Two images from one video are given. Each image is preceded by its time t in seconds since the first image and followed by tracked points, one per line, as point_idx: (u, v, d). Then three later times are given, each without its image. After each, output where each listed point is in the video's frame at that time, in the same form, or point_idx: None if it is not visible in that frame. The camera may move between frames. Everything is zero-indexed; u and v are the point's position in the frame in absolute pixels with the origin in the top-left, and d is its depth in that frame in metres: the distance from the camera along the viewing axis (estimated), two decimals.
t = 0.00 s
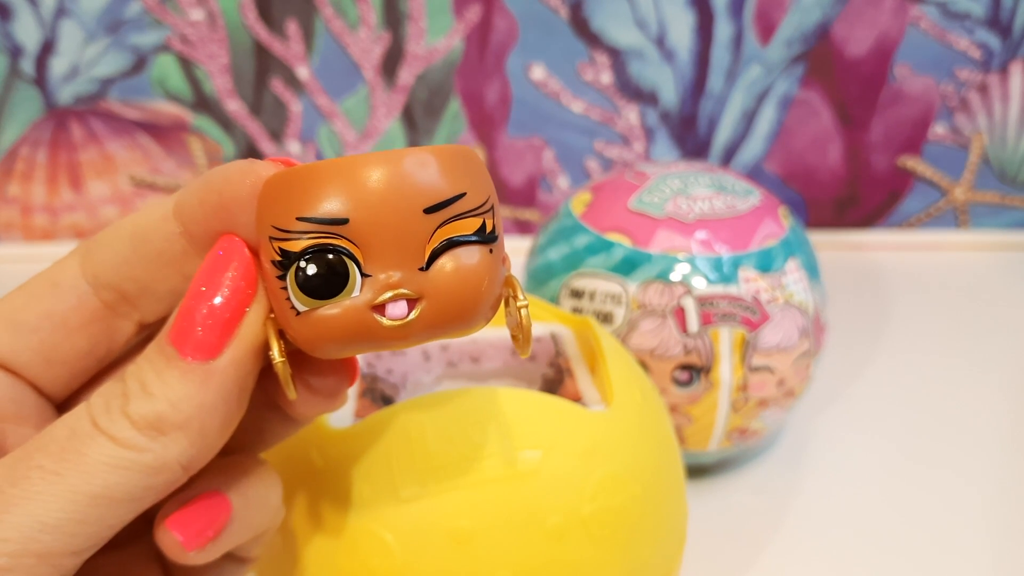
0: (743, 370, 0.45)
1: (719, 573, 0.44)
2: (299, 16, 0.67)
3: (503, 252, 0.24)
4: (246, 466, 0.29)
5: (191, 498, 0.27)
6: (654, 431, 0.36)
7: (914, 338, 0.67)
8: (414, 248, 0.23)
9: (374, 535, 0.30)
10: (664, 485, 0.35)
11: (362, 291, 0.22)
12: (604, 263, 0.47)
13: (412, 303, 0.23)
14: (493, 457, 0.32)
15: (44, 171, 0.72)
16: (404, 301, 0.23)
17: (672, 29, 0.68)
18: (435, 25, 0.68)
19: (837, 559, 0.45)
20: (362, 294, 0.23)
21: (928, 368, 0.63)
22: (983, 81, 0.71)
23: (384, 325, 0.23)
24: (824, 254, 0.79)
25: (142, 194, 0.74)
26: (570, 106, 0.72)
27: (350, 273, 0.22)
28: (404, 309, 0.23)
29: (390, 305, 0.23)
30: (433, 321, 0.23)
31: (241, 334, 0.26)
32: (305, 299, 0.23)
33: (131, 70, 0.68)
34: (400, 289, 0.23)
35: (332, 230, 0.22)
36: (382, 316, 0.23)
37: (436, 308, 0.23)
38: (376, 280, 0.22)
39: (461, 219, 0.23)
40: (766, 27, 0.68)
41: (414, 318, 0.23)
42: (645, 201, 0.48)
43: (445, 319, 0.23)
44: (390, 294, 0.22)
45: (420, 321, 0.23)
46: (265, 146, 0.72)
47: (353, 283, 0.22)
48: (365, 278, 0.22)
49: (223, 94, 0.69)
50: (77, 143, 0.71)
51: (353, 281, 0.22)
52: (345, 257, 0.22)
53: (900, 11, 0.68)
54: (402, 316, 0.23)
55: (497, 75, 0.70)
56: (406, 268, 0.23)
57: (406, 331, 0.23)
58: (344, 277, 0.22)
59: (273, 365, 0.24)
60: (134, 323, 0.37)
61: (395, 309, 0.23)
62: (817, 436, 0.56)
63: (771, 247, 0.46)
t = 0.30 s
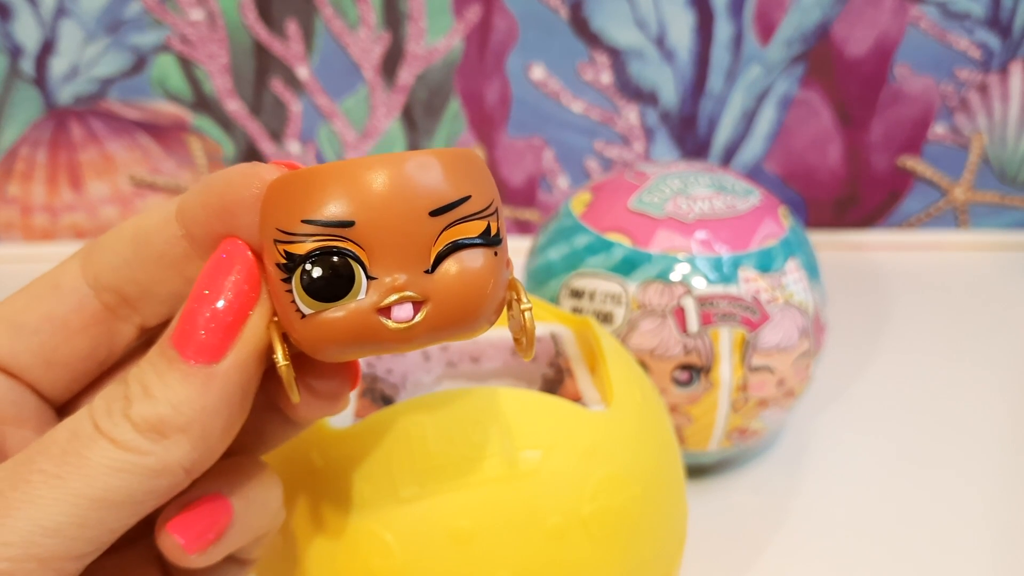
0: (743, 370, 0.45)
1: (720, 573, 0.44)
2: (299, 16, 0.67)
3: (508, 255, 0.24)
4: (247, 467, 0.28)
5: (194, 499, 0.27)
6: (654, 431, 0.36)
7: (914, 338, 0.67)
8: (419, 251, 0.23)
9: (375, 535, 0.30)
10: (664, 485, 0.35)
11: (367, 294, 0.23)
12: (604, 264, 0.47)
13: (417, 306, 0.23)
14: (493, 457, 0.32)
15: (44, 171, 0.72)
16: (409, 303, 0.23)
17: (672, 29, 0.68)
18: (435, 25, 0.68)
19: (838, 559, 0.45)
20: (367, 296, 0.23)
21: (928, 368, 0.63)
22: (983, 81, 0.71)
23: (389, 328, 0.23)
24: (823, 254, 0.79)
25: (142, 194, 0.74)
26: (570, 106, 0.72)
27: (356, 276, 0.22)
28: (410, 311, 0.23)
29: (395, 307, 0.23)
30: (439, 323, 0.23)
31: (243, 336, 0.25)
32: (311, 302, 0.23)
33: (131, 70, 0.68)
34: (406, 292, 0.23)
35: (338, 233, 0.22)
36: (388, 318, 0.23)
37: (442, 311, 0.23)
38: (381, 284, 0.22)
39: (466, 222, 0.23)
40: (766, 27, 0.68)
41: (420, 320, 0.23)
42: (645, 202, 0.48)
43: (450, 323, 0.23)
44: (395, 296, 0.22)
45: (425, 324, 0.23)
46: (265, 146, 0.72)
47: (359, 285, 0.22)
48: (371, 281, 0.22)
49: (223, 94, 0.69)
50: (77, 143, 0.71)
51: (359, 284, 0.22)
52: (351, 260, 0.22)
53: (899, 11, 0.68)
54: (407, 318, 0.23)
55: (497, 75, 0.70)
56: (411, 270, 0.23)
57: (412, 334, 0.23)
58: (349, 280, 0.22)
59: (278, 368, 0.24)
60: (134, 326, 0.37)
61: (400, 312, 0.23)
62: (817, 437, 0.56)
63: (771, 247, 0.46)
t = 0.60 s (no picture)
0: (743, 370, 0.45)
1: (719, 573, 0.44)
2: (298, 16, 0.67)
3: (519, 261, 0.24)
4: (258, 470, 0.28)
5: (202, 497, 0.27)
6: (654, 431, 0.36)
7: (913, 338, 0.67)
8: (431, 256, 0.23)
9: (375, 535, 0.30)
10: (664, 485, 0.35)
11: (379, 299, 0.22)
12: (604, 264, 0.47)
13: (429, 311, 0.23)
14: (493, 457, 0.32)
15: (44, 171, 0.72)
16: (421, 309, 0.23)
17: (672, 29, 0.68)
18: (435, 25, 0.68)
19: (838, 559, 0.45)
20: (379, 301, 0.22)
21: (928, 368, 0.63)
22: (983, 81, 0.71)
23: (400, 333, 0.23)
24: (823, 254, 0.79)
25: (141, 194, 0.74)
26: (570, 106, 0.72)
27: (368, 281, 0.22)
28: (422, 316, 0.23)
29: (407, 312, 0.23)
30: (451, 328, 0.23)
31: (252, 341, 0.25)
32: (323, 307, 0.23)
33: (131, 70, 0.68)
34: (418, 297, 0.22)
35: (350, 237, 0.22)
36: (399, 323, 0.23)
37: (454, 316, 0.23)
38: (393, 288, 0.22)
39: (479, 227, 0.23)
40: (766, 27, 0.68)
41: (432, 325, 0.23)
42: (645, 201, 0.48)
43: (462, 328, 0.23)
44: (407, 302, 0.22)
45: (437, 328, 0.23)
46: (265, 146, 0.72)
47: (371, 290, 0.22)
48: (383, 286, 0.22)
49: (223, 94, 0.69)
50: (77, 143, 0.71)
51: (371, 289, 0.22)
52: (362, 265, 0.22)
53: (899, 11, 0.68)
54: (419, 323, 0.23)
55: (497, 75, 0.70)
56: (423, 275, 0.23)
57: (423, 339, 0.23)
58: (361, 284, 0.22)
59: (287, 373, 0.24)
60: (144, 328, 0.37)
61: (412, 317, 0.23)
62: (816, 436, 0.56)
63: (771, 247, 0.46)
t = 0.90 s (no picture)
0: (743, 370, 0.45)
1: (719, 573, 0.44)
2: (298, 16, 0.67)
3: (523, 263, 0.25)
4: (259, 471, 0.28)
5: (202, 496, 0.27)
6: (654, 432, 0.36)
7: (914, 337, 0.67)
8: (437, 260, 0.23)
9: (375, 535, 0.30)
10: (664, 485, 0.35)
11: (387, 304, 0.23)
12: (604, 264, 0.47)
13: (436, 315, 0.23)
14: (492, 457, 0.32)
15: (44, 171, 0.72)
16: (429, 313, 0.23)
17: (672, 29, 0.68)
18: (435, 25, 0.68)
19: (837, 559, 0.45)
20: (387, 306, 0.23)
21: (927, 368, 0.63)
22: (983, 81, 0.71)
23: (408, 337, 0.23)
24: (824, 254, 0.79)
25: (141, 194, 0.74)
26: (570, 106, 0.72)
27: (376, 285, 0.22)
28: (429, 320, 0.23)
29: (414, 316, 0.23)
30: (457, 331, 0.23)
31: (257, 345, 0.26)
32: (331, 312, 0.23)
33: (131, 70, 0.68)
34: (425, 301, 0.23)
35: (356, 243, 0.22)
36: (407, 327, 0.23)
37: (460, 319, 0.23)
38: (402, 293, 0.22)
39: (484, 231, 0.23)
40: (766, 27, 0.68)
41: (439, 329, 0.23)
42: (645, 202, 0.48)
43: (468, 330, 0.23)
44: (415, 306, 0.22)
45: (444, 331, 0.23)
46: (265, 146, 0.72)
47: (379, 295, 0.22)
48: (391, 290, 0.22)
49: (223, 94, 0.69)
50: (77, 143, 0.71)
51: (379, 294, 0.22)
52: (370, 270, 0.22)
53: (900, 11, 0.68)
54: (427, 327, 0.23)
55: (497, 75, 0.70)
56: (431, 280, 0.23)
57: (430, 342, 0.23)
58: (369, 289, 0.22)
59: (293, 376, 0.25)
60: (145, 331, 0.37)
61: (420, 321, 0.23)
62: (816, 436, 0.56)
63: (771, 247, 0.46)
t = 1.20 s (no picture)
0: (743, 370, 0.45)
1: (720, 573, 0.44)
2: (298, 16, 0.67)
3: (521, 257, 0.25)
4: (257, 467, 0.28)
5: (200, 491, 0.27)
6: (654, 432, 0.36)
7: (914, 337, 0.67)
8: (435, 254, 0.23)
9: (375, 534, 0.30)
10: (664, 485, 0.35)
11: (386, 298, 0.22)
12: (604, 263, 0.47)
13: (435, 309, 0.23)
14: (492, 457, 0.32)
15: (44, 171, 0.72)
16: (427, 307, 0.23)
17: (672, 29, 0.68)
18: (435, 25, 0.68)
19: (838, 559, 0.45)
20: (386, 301, 0.23)
21: (927, 368, 0.63)
22: (983, 81, 0.71)
23: (407, 331, 0.23)
24: (824, 254, 0.79)
25: (141, 194, 0.74)
26: (570, 106, 0.72)
27: (374, 280, 0.22)
28: (428, 315, 0.23)
29: (413, 311, 0.23)
30: (455, 325, 0.23)
31: (253, 340, 0.26)
32: (329, 306, 0.23)
33: (131, 70, 0.68)
34: (424, 296, 0.23)
35: (354, 237, 0.22)
36: (406, 322, 0.23)
37: (459, 314, 0.23)
38: (400, 288, 0.22)
39: (482, 225, 0.23)
40: (766, 27, 0.68)
41: (438, 323, 0.23)
42: (645, 201, 0.48)
43: (465, 325, 0.23)
44: (413, 301, 0.22)
45: (443, 326, 0.23)
46: (265, 146, 0.72)
47: (377, 290, 0.22)
48: (390, 285, 0.22)
49: (223, 94, 0.69)
50: (77, 143, 0.71)
51: (378, 288, 0.22)
52: (368, 264, 0.22)
53: (899, 11, 0.68)
54: (425, 321, 0.23)
55: (497, 75, 0.70)
56: (429, 274, 0.23)
57: (429, 336, 0.23)
58: (367, 284, 0.22)
59: (290, 370, 0.25)
60: (141, 328, 0.37)
61: (419, 315, 0.23)
62: (816, 436, 0.56)
63: (771, 246, 0.46)
